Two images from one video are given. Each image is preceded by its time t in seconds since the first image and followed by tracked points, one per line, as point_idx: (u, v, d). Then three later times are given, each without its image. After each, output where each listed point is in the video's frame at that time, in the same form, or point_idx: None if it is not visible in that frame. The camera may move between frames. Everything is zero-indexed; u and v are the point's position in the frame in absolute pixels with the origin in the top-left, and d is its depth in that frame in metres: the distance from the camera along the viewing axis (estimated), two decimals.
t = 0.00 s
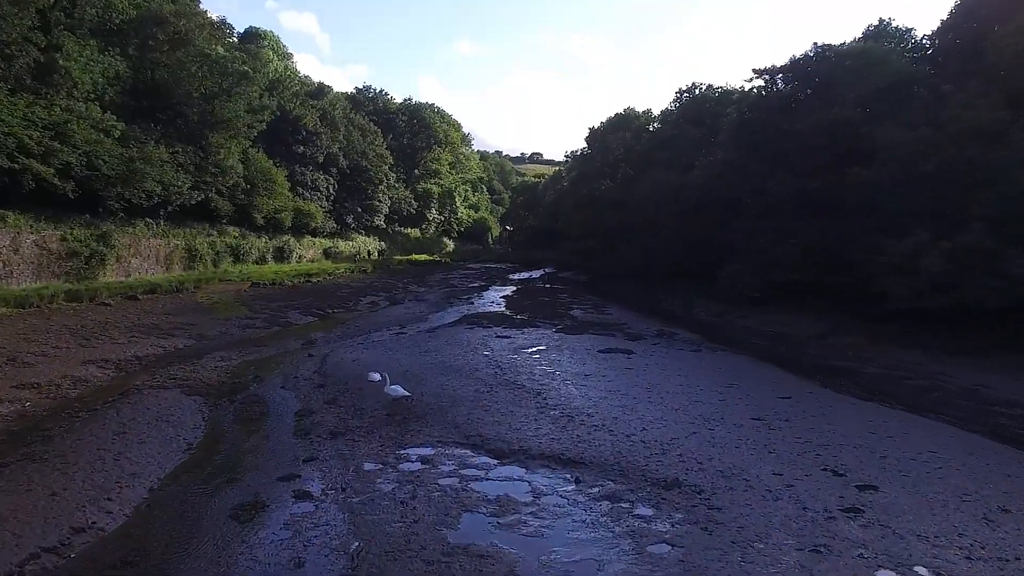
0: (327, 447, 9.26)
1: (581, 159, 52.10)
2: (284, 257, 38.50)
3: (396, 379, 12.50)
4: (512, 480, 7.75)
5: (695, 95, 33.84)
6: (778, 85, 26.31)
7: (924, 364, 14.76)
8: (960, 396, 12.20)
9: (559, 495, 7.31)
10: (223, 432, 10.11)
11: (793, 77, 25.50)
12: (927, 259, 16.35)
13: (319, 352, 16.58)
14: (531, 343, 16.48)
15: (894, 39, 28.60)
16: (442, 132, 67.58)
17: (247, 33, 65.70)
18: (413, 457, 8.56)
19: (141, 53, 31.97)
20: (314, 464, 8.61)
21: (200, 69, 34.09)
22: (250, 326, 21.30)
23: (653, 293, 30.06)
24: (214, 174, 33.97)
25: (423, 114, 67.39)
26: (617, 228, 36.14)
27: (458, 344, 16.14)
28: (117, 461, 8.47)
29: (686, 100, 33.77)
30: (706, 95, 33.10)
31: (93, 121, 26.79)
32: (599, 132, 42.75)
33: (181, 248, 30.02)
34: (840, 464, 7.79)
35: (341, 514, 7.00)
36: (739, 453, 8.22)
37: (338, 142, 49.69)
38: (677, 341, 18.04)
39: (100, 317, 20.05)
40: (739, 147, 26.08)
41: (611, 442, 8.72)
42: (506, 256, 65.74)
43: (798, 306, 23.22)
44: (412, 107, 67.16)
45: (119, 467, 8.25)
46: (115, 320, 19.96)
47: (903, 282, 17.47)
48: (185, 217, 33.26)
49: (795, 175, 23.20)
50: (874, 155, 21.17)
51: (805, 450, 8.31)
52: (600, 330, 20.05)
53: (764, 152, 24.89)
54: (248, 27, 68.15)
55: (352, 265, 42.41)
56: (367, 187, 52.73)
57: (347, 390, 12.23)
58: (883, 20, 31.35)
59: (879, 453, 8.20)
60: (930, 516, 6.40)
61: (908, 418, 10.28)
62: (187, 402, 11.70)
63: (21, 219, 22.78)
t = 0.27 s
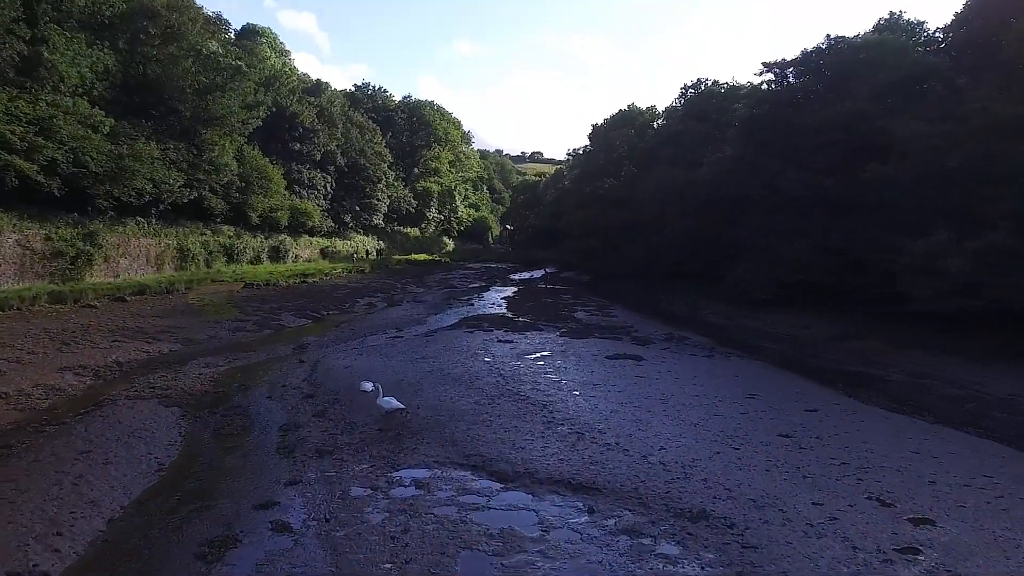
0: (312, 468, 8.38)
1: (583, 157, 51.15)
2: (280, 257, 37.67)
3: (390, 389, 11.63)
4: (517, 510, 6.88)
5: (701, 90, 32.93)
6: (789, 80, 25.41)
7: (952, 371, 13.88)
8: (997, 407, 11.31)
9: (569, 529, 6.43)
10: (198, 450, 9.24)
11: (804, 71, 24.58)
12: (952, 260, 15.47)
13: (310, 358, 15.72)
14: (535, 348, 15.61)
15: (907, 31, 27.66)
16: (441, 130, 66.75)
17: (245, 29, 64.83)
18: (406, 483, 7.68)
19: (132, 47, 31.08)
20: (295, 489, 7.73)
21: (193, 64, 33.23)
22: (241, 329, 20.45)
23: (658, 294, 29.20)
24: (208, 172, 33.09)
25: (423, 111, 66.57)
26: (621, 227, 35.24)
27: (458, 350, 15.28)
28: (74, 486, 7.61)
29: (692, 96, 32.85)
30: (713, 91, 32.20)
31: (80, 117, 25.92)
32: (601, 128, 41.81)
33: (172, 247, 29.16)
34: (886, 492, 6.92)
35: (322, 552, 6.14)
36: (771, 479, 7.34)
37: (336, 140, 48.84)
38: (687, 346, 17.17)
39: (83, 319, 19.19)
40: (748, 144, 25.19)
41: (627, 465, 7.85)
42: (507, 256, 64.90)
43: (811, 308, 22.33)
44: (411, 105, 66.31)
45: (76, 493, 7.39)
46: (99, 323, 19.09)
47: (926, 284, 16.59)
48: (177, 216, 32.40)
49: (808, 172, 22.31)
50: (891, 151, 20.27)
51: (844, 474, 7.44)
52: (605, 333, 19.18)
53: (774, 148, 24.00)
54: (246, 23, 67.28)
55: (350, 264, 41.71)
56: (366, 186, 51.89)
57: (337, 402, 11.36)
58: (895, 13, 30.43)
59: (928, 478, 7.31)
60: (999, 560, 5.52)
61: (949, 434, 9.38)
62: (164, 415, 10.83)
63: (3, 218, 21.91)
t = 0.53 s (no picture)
0: (294, 495, 7.53)
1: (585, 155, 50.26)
2: (276, 257, 36.82)
3: (384, 401, 10.78)
4: (522, 547, 6.03)
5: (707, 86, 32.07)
6: (800, 74, 24.53)
7: (984, 380, 13.02)
8: None
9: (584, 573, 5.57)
10: (171, 472, 8.39)
11: (817, 65, 23.70)
12: (980, 261, 14.60)
13: (301, 365, 14.86)
14: (538, 354, 14.75)
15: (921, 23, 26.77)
16: (441, 128, 65.90)
17: (242, 26, 63.96)
18: (397, 514, 6.81)
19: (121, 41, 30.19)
20: (274, 520, 6.88)
21: (186, 59, 32.37)
22: (231, 333, 19.59)
23: (664, 295, 28.36)
24: (201, 169, 32.23)
25: (422, 109, 65.73)
26: (624, 226, 34.37)
27: (456, 356, 14.42)
28: (23, 518, 6.74)
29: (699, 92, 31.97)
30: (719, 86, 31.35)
31: (65, 112, 25.02)
32: (604, 126, 40.93)
33: (163, 247, 28.31)
34: (942, 526, 6.07)
35: None
36: (810, 510, 6.49)
37: (333, 137, 47.98)
38: (698, 352, 16.31)
39: (65, 323, 18.32)
40: (758, 140, 24.33)
41: (645, 492, 7.00)
42: (507, 255, 64.07)
43: (825, 310, 21.47)
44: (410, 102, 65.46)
45: (23, 527, 6.53)
46: (82, 326, 18.23)
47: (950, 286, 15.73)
48: (169, 214, 31.54)
49: (821, 169, 21.44)
50: (910, 146, 19.39)
51: (892, 504, 6.59)
52: (612, 337, 18.32)
53: (785, 145, 23.13)
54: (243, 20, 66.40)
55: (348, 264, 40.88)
56: (364, 184, 51.03)
57: (326, 415, 10.52)
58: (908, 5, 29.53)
59: (987, 509, 6.45)
60: None
61: (998, 453, 8.51)
62: (138, 429, 9.98)
63: None
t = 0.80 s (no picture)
0: (273, 526, 6.66)
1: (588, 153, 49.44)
2: (271, 256, 35.96)
3: (376, 414, 9.93)
4: None
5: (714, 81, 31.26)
6: (813, 68, 23.66)
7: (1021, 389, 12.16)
8: None
9: None
10: (139, 497, 7.53)
11: (831, 59, 22.84)
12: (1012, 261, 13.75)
13: (291, 371, 14.01)
14: (541, 360, 13.89)
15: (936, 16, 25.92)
16: (441, 126, 65.09)
17: (240, 22, 63.09)
18: (387, 551, 5.95)
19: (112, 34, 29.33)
20: (247, 559, 6.01)
21: (179, 53, 31.53)
22: (220, 336, 18.75)
23: (670, 296, 27.49)
24: (194, 166, 31.37)
25: (422, 107, 64.91)
26: (628, 225, 33.51)
27: (454, 362, 13.56)
28: None
29: (706, 88, 31.10)
30: (726, 81, 30.54)
31: (51, 107, 24.16)
32: (608, 122, 40.08)
33: (154, 246, 27.47)
34: (1018, 571, 5.23)
35: None
36: (860, 547, 5.66)
37: (331, 135, 47.15)
38: (712, 357, 15.46)
39: (45, 326, 17.45)
40: (769, 136, 23.47)
41: (670, 525, 6.17)
42: (508, 254, 63.23)
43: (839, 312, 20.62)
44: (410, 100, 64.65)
45: None
46: (63, 329, 17.37)
47: (978, 287, 14.86)
48: (161, 212, 30.68)
49: (837, 164, 20.58)
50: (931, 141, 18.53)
51: (953, 540, 5.76)
52: (620, 341, 17.47)
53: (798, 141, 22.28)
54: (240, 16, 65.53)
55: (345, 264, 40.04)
56: (362, 182, 50.21)
57: (313, 429, 9.65)
58: None
59: None
60: None
61: None
62: (109, 445, 9.12)
63: None
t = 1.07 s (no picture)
0: (248, 562, 5.90)
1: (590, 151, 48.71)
2: (267, 256, 35.20)
3: (369, 428, 9.16)
4: None
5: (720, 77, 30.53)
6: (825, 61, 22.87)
7: None
8: None
9: None
10: (103, 525, 6.78)
11: (843, 52, 22.06)
12: None
13: (281, 378, 13.27)
14: (546, 366, 13.14)
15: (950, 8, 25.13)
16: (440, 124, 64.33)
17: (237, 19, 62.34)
18: None
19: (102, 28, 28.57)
20: None
21: (172, 48, 30.81)
22: (210, 339, 18.01)
23: (676, 297, 26.72)
24: (187, 164, 30.61)
25: (421, 104, 64.15)
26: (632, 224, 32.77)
27: (454, 369, 12.81)
28: None
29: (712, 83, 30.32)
30: (733, 76, 29.81)
31: (36, 102, 23.41)
32: (610, 120, 39.32)
33: (145, 245, 26.72)
34: None
35: None
36: None
37: (329, 132, 46.39)
38: (724, 362, 14.72)
39: (27, 329, 16.70)
40: (779, 132, 22.71)
41: (699, 564, 5.41)
42: (509, 253, 62.46)
43: (854, 314, 19.87)
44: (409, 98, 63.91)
45: None
46: (45, 332, 16.64)
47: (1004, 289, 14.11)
48: (154, 211, 29.92)
49: (850, 160, 19.81)
50: (950, 136, 17.77)
51: None
52: (627, 345, 16.74)
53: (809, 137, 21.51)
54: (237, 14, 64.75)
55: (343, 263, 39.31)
56: (361, 180, 49.46)
57: (300, 445, 8.90)
58: None
59: None
60: None
61: None
62: (77, 463, 8.36)
63: None
